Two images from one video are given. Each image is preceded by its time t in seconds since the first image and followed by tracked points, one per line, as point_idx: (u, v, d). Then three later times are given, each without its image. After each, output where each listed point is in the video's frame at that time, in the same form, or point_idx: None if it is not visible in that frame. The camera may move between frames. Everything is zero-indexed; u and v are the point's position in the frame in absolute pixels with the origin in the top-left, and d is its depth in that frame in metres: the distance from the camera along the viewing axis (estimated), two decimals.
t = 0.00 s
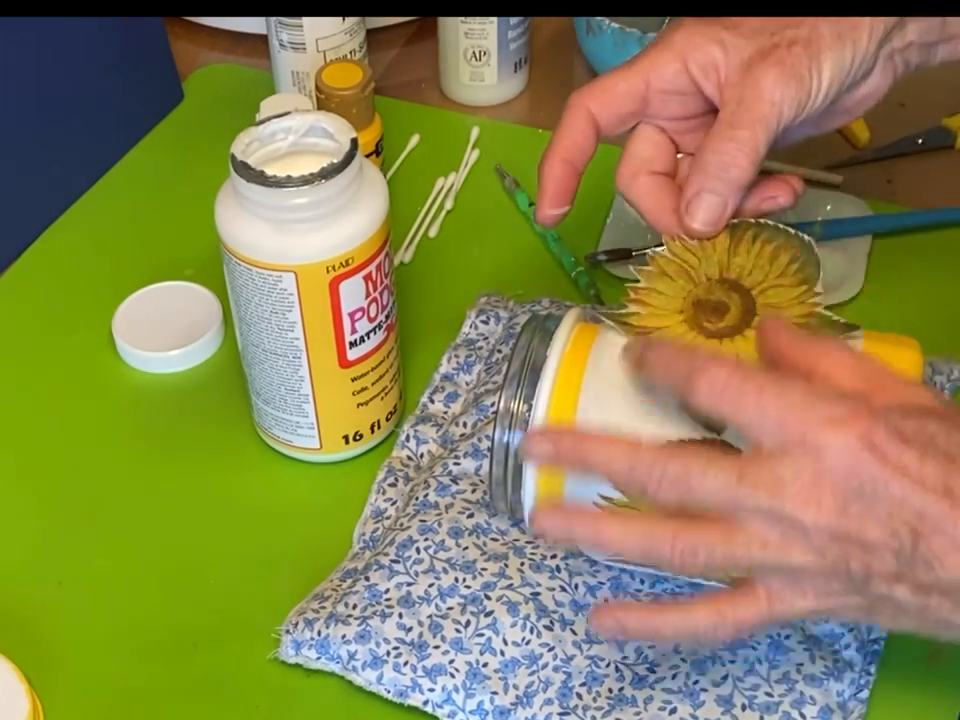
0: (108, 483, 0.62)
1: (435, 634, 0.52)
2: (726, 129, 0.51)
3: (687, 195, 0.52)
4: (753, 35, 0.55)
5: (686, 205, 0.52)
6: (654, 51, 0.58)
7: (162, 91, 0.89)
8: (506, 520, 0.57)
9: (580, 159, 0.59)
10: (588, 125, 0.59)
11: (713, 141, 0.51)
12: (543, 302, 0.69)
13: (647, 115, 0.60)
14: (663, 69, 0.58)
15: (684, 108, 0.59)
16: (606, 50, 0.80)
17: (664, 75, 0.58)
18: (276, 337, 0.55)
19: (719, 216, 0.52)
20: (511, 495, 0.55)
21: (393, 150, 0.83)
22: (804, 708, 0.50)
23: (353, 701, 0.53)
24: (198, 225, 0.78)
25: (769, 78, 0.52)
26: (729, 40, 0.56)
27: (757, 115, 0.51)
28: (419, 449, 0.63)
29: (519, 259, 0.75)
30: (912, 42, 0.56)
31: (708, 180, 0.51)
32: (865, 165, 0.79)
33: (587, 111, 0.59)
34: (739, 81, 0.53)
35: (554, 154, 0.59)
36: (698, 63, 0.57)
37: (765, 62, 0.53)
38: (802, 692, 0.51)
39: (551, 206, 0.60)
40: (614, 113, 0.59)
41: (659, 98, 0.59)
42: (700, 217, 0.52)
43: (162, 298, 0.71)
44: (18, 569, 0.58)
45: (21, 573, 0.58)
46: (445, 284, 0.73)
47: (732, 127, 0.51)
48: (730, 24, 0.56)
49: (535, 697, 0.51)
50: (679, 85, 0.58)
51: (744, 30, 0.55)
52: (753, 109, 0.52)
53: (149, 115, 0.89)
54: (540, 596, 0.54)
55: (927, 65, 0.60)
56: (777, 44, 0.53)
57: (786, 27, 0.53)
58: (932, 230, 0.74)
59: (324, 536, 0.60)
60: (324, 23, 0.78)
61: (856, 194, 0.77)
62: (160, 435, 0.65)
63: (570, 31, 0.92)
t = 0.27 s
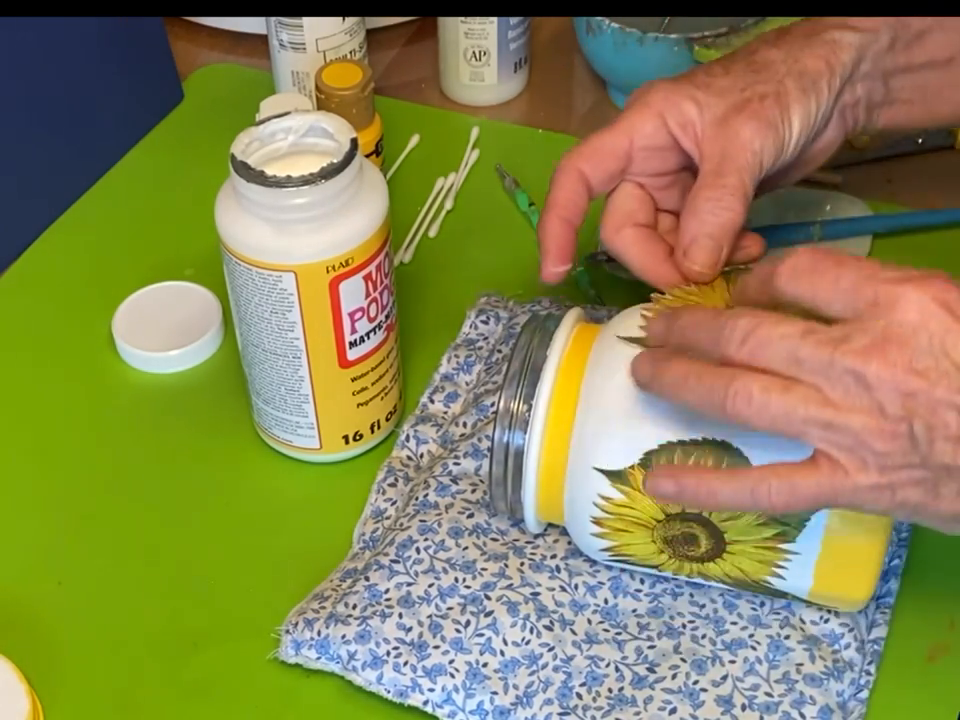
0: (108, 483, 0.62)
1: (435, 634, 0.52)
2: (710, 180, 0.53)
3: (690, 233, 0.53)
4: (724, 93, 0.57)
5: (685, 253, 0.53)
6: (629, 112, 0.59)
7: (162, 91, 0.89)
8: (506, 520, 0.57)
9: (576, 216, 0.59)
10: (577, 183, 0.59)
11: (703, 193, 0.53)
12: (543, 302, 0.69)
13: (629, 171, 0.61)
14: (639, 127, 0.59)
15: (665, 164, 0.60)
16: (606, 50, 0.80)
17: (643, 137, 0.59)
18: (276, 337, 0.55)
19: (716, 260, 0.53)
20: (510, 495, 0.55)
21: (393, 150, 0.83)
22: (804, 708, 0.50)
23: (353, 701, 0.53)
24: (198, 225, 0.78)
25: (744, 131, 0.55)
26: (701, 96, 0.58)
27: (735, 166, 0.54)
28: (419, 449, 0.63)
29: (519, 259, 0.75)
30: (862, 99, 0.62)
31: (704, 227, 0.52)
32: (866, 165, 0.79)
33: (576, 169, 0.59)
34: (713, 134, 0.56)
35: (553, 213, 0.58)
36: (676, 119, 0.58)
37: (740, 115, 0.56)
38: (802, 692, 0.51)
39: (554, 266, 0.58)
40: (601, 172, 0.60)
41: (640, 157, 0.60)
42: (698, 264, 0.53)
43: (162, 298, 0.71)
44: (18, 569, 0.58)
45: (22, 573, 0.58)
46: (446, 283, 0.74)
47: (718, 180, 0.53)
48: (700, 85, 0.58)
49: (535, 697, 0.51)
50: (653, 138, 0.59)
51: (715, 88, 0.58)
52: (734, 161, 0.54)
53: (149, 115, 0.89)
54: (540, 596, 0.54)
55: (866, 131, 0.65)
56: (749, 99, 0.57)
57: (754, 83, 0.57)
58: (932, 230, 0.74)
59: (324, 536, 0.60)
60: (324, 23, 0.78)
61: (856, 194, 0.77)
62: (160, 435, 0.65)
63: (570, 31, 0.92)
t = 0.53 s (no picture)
0: (107, 483, 0.62)
1: (435, 634, 0.52)
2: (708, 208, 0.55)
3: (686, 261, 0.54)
4: (724, 126, 0.60)
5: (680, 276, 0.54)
6: (633, 143, 0.61)
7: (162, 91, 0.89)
8: (506, 520, 0.57)
9: (574, 243, 0.60)
10: (579, 211, 0.60)
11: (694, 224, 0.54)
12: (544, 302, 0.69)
13: (630, 199, 0.62)
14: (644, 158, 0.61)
15: (665, 193, 0.62)
16: (606, 50, 0.80)
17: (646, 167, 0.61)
18: (276, 337, 0.55)
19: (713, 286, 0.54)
20: (510, 495, 0.55)
21: (393, 150, 0.83)
22: (804, 708, 0.50)
23: (353, 701, 0.53)
24: (198, 225, 0.78)
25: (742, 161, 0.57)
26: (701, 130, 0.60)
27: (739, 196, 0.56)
28: (419, 448, 0.63)
29: (519, 259, 0.75)
30: (863, 131, 0.66)
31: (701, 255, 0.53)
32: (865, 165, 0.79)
33: (578, 197, 0.60)
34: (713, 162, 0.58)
35: (554, 238, 0.59)
36: (677, 151, 0.60)
37: (739, 147, 0.58)
38: (802, 692, 0.51)
39: (551, 290, 0.60)
40: (602, 199, 0.61)
41: (641, 186, 0.62)
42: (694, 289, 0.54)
43: (162, 298, 0.71)
44: (18, 569, 0.58)
45: (21, 574, 0.58)
46: (447, 284, 0.74)
47: (714, 207, 0.55)
48: (702, 117, 0.61)
49: (535, 697, 0.51)
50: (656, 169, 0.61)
51: (717, 120, 0.61)
52: (732, 189, 0.56)
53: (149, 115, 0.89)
54: (540, 596, 0.54)
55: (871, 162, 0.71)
56: (749, 132, 0.59)
57: (755, 116, 0.60)
58: (931, 230, 0.74)
59: (324, 536, 0.60)
60: (324, 23, 0.78)
61: (855, 194, 0.77)
62: (159, 435, 0.65)
63: (570, 31, 0.92)
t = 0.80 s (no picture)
0: (108, 483, 0.62)
1: (435, 634, 0.52)
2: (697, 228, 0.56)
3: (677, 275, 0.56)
4: (716, 145, 0.61)
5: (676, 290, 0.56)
6: (626, 158, 0.62)
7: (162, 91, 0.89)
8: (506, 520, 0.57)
9: (568, 254, 0.61)
10: (573, 222, 0.61)
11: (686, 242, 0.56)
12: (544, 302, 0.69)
13: (623, 213, 0.63)
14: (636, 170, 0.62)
15: (658, 207, 0.63)
16: (605, 50, 0.80)
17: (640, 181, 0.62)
18: (276, 337, 0.55)
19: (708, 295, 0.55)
20: (508, 499, 0.55)
21: (393, 150, 0.83)
22: (804, 708, 0.50)
23: (353, 701, 0.53)
24: (198, 224, 0.78)
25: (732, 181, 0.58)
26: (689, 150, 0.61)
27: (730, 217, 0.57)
28: (419, 448, 0.63)
29: (520, 259, 0.75)
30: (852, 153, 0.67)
31: (697, 270, 0.55)
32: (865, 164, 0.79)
33: (573, 209, 0.61)
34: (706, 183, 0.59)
35: (548, 249, 0.60)
36: (670, 167, 0.61)
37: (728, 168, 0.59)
38: (802, 692, 0.51)
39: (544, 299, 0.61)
40: (596, 212, 0.62)
41: (634, 200, 0.63)
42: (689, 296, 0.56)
43: (162, 298, 0.71)
44: (17, 569, 0.58)
45: (21, 574, 0.58)
46: (447, 284, 0.74)
47: (707, 224, 0.56)
48: (694, 134, 0.62)
49: (535, 697, 0.51)
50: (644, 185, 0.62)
51: (710, 139, 0.61)
52: (724, 207, 0.57)
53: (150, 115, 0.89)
54: (540, 596, 0.54)
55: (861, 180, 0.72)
56: (740, 152, 0.60)
57: (747, 136, 0.61)
58: (931, 230, 0.74)
59: (325, 537, 0.60)
60: (324, 23, 0.78)
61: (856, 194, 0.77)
62: (159, 435, 0.65)
63: (570, 31, 0.92)
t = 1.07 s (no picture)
0: (108, 484, 0.62)
1: (435, 634, 0.52)
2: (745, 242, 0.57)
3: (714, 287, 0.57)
4: (765, 152, 0.61)
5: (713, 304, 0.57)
6: (671, 154, 0.62)
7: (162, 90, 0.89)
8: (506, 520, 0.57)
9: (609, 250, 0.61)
10: (615, 219, 0.61)
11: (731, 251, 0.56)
12: (544, 303, 0.69)
13: (662, 211, 0.63)
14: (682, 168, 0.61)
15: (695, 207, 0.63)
16: (605, 50, 0.80)
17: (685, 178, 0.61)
18: (276, 337, 0.55)
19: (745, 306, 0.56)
20: (505, 508, 0.54)
21: (393, 150, 0.83)
22: (804, 708, 0.50)
23: (354, 701, 0.53)
24: (198, 225, 0.78)
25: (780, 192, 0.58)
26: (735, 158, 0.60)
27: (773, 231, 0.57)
28: (419, 448, 0.63)
29: (520, 259, 0.75)
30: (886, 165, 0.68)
31: (740, 286, 0.56)
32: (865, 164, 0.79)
33: (617, 206, 0.61)
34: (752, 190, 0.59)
35: (591, 246, 0.60)
36: (716, 171, 0.61)
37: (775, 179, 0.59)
38: (802, 692, 0.51)
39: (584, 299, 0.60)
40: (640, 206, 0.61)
41: (676, 200, 0.62)
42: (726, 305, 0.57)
43: (162, 298, 0.71)
44: (18, 569, 0.58)
45: (22, 574, 0.58)
46: (447, 284, 0.73)
47: (751, 237, 0.57)
48: (743, 138, 0.61)
49: (535, 697, 0.51)
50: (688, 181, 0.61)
51: (758, 144, 0.61)
52: (769, 221, 0.58)
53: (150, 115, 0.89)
54: (540, 596, 0.54)
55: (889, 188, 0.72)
56: (789, 163, 0.60)
57: (794, 147, 0.61)
58: (931, 230, 0.74)
59: (325, 537, 0.60)
60: (324, 23, 0.78)
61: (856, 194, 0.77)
62: (159, 435, 0.65)
63: (570, 30, 0.92)
